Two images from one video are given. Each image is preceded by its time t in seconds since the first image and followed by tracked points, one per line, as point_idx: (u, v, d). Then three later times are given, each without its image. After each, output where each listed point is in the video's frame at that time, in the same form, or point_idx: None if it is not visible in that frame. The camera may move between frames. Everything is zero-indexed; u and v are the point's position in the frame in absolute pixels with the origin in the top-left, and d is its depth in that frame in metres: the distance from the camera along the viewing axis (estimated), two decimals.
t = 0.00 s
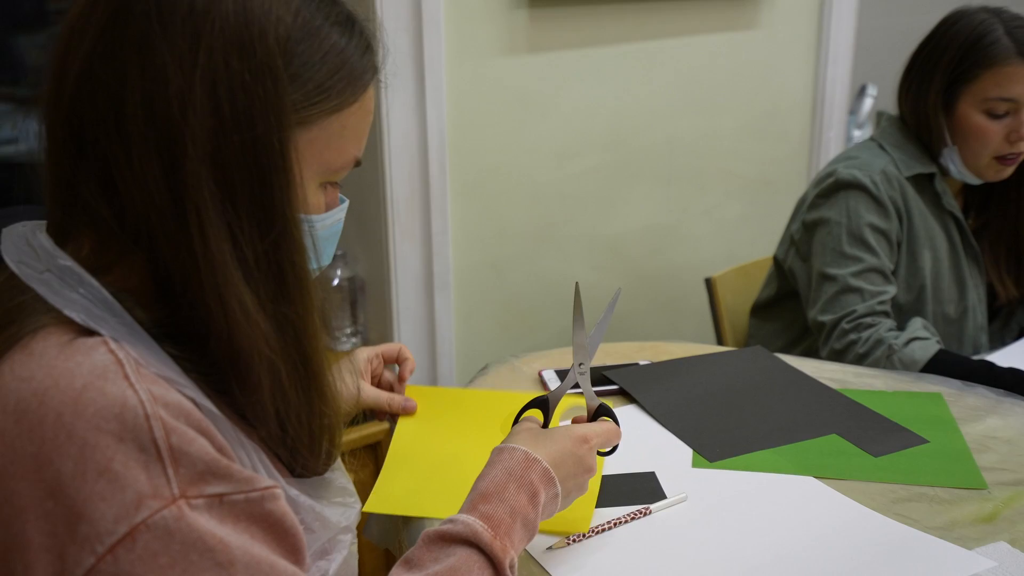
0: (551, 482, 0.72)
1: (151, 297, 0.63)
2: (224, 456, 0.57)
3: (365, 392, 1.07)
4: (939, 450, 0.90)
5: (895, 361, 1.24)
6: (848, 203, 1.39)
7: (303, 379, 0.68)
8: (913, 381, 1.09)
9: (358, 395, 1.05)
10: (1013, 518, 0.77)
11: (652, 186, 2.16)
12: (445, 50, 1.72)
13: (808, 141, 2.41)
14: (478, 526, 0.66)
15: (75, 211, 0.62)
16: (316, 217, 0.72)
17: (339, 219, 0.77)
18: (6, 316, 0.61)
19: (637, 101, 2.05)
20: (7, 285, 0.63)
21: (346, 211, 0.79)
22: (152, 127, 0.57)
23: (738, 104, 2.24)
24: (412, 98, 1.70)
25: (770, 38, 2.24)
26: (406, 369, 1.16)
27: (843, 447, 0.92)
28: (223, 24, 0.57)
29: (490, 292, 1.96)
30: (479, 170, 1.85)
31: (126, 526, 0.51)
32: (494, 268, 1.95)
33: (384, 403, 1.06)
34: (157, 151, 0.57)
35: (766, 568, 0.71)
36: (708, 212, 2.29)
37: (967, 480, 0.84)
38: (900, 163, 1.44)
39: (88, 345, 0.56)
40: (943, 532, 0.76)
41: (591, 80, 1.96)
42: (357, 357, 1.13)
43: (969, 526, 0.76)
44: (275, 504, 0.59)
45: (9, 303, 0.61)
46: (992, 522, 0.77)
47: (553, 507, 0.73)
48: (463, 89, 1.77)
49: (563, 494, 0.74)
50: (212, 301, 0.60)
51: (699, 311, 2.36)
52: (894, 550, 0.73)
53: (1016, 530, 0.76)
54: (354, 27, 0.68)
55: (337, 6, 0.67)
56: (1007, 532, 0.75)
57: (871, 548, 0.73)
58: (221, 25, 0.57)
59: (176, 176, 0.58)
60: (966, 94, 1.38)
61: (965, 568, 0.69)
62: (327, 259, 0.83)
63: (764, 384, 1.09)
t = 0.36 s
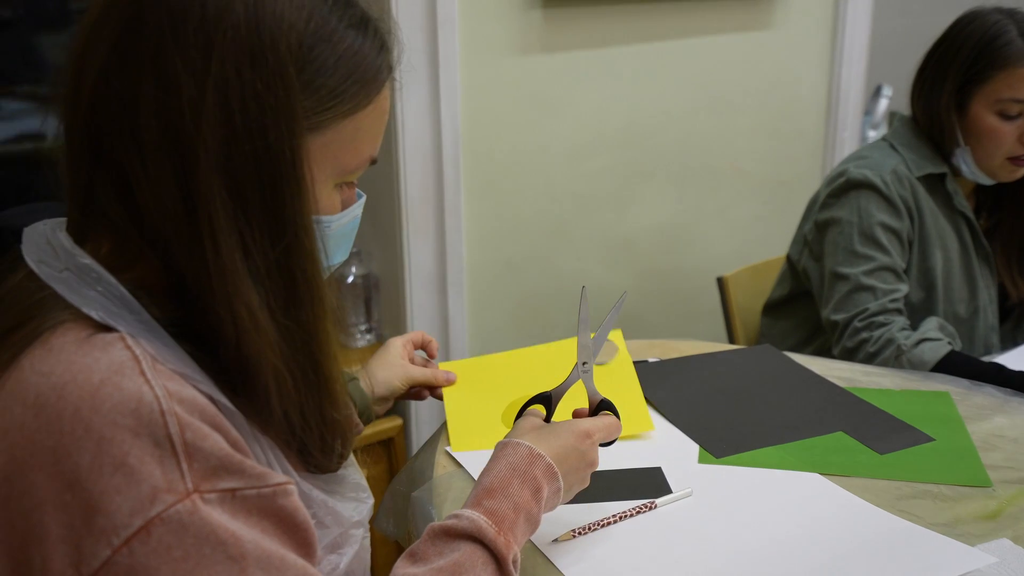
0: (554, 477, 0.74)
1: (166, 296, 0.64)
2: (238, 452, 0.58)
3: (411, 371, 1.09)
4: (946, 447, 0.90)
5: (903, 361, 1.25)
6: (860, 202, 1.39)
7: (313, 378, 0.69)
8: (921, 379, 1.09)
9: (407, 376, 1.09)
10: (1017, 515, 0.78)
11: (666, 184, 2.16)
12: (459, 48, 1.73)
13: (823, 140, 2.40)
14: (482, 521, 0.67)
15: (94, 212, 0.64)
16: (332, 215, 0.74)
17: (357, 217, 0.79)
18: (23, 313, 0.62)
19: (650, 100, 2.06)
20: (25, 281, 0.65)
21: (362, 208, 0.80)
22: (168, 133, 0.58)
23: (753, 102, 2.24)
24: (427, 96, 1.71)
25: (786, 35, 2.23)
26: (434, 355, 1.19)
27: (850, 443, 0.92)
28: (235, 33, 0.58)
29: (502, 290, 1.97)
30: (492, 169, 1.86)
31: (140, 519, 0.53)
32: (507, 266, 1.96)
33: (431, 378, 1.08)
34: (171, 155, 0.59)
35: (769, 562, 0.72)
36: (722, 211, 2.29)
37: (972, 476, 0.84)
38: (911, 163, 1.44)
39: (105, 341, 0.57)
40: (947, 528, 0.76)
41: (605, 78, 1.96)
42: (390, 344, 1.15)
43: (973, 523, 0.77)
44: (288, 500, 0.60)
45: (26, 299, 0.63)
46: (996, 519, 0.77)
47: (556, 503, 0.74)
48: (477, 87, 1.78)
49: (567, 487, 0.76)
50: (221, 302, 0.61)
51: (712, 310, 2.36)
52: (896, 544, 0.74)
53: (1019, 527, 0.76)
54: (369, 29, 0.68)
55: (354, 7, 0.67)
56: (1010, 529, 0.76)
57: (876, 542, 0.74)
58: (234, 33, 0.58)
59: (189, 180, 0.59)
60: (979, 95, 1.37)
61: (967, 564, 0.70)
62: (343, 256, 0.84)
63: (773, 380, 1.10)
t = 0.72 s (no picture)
0: (551, 465, 0.75)
1: (196, 287, 0.66)
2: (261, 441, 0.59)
3: (433, 361, 1.07)
4: (952, 443, 0.91)
5: (915, 359, 1.25)
6: (874, 200, 1.39)
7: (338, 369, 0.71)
8: (930, 375, 1.10)
9: (426, 364, 1.06)
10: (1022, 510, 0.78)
11: (682, 182, 2.16)
12: (477, 47, 1.75)
13: (839, 139, 2.40)
14: (485, 510, 0.68)
15: (131, 204, 0.66)
16: (361, 212, 0.76)
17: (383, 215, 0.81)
18: (55, 299, 0.63)
19: (667, 98, 2.06)
20: (59, 271, 0.66)
21: (390, 206, 0.82)
22: (210, 127, 0.60)
23: (769, 100, 2.24)
24: (444, 94, 1.73)
25: (804, 34, 2.23)
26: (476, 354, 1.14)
27: (857, 438, 0.93)
28: (275, 33, 0.60)
29: (517, 287, 1.98)
30: (508, 167, 1.88)
31: (168, 503, 0.54)
32: (523, 264, 1.97)
33: (455, 368, 1.07)
34: (212, 149, 0.61)
35: (772, 554, 0.74)
36: (738, 209, 2.29)
37: (978, 471, 0.85)
38: (925, 162, 1.44)
39: (136, 329, 0.58)
40: (951, 522, 0.77)
41: (622, 76, 1.97)
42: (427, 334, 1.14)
43: (978, 517, 0.78)
44: (309, 490, 0.61)
45: (58, 287, 0.64)
46: (1001, 514, 0.78)
47: (556, 490, 0.75)
48: (494, 86, 1.80)
49: (563, 475, 0.77)
50: (254, 293, 0.63)
51: (727, 308, 2.36)
52: (900, 537, 0.75)
53: None
54: (403, 32, 0.70)
55: (387, 11, 0.69)
56: (1015, 524, 0.76)
57: (881, 536, 0.75)
58: (274, 33, 0.60)
59: (229, 174, 0.61)
60: (994, 94, 1.36)
61: (969, 557, 0.71)
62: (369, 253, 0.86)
63: (782, 375, 1.11)
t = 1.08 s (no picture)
0: (551, 459, 0.76)
1: (215, 282, 0.67)
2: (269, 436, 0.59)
3: (467, 373, 1.01)
4: (962, 444, 0.91)
5: (930, 360, 1.25)
6: (888, 200, 1.39)
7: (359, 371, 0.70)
8: (943, 376, 1.09)
9: (458, 374, 1.00)
10: None
11: (700, 182, 2.16)
12: (495, 48, 1.76)
13: (860, 140, 2.38)
14: (488, 502, 0.69)
15: (156, 200, 0.67)
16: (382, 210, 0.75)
17: (395, 216, 0.81)
18: (76, 291, 0.64)
19: (685, 98, 2.06)
20: (81, 263, 0.67)
21: (402, 211, 0.83)
22: (242, 125, 0.60)
23: (790, 100, 2.23)
24: (462, 93, 1.74)
25: (825, 33, 2.22)
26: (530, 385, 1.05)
27: (866, 438, 0.93)
28: (310, 36, 0.60)
29: (535, 286, 2.00)
30: (526, 166, 1.89)
31: (176, 496, 0.54)
32: (540, 263, 1.98)
33: (480, 397, 0.99)
34: (243, 147, 0.60)
35: (775, 550, 0.75)
36: (757, 209, 2.28)
37: (986, 472, 0.85)
38: (941, 162, 1.43)
39: (149, 325, 0.59)
40: (957, 522, 0.77)
41: (640, 76, 1.98)
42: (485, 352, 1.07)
43: (983, 517, 0.78)
44: (316, 485, 0.61)
45: (80, 280, 0.65)
46: (1008, 514, 0.78)
47: (557, 484, 0.76)
48: (511, 86, 1.81)
49: (564, 469, 0.78)
50: (281, 292, 0.63)
51: (745, 308, 2.36)
52: (904, 536, 0.75)
53: None
54: (426, 38, 0.70)
55: (409, 17, 0.68)
56: (1021, 524, 0.76)
57: (885, 534, 0.76)
58: (309, 35, 0.60)
59: (260, 173, 0.60)
60: (1012, 96, 1.35)
61: (972, 556, 0.71)
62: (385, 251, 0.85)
63: (793, 374, 1.11)
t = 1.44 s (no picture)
0: (539, 461, 0.76)
1: (230, 271, 0.64)
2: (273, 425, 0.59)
3: (481, 345, 1.02)
4: (966, 442, 0.91)
5: (942, 360, 1.24)
6: (901, 199, 1.38)
7: (374, 366, 0.69)
8: (950, 375, 1.09)
9: (473, 348, 1.02)
10: None
11: (717, 181, 2.16)
12: (512, 46, 1.77)
13: (879, 139, 2.37)
14: (470, 502, 0.69)
15: (171, 188, 0.64)
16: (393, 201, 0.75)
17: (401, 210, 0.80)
18: (91, 279, 0.62)
19: (702, 97, 2.06)
20: (99, 251, 0.65)
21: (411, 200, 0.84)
22: (266, 114, 0.58)
23: (809, 100, 2.22)
24: (478, 91, 1.76)
25: (845, 32, 2.21)
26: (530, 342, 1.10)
27: (869, 435, 0.93)
28: (331, 28, 0.59)
29: (550, 284, 2.00)
30: (542, 164, 1.90)
31: (180, 479, 0.54)
32: (556, 261, 1.99)
33: (501, 359, 1.01)
34: (268, 136, 0.58)
35: (773, 543, 0.75)
36: (775, 209, 2.28)
37: (988, 470, 0.85)
38: (955, 160, 1.43)
39: (163, 311, 0.58)
40: (955, 518, 0.77)
41: (657, 75, 1.98)
42: (476, 323, 1.09)
43: (983, 515, 0.78)
44: (318, 476, 0.61)
45: (98, 267, 0.63)
46: (1008, 511, 0.78)
47: (547, 486, 0.76)
48: (527, 84, 1.82)
49: (552, 472, 0.78)
50: (303, 283, 0.61)
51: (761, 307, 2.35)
52: (902, 533, 0.75)
53: None
54: (435, 35, 0.70)
55: (418, 15, 0.68)
56: (1021, 522, 0.76)
57: (884, 530, 0.76)
58: (332, 26, 0.59)
59: (285, 163, 0.59)
60: None
61: (968, 552, 0.72)
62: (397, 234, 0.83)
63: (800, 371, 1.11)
